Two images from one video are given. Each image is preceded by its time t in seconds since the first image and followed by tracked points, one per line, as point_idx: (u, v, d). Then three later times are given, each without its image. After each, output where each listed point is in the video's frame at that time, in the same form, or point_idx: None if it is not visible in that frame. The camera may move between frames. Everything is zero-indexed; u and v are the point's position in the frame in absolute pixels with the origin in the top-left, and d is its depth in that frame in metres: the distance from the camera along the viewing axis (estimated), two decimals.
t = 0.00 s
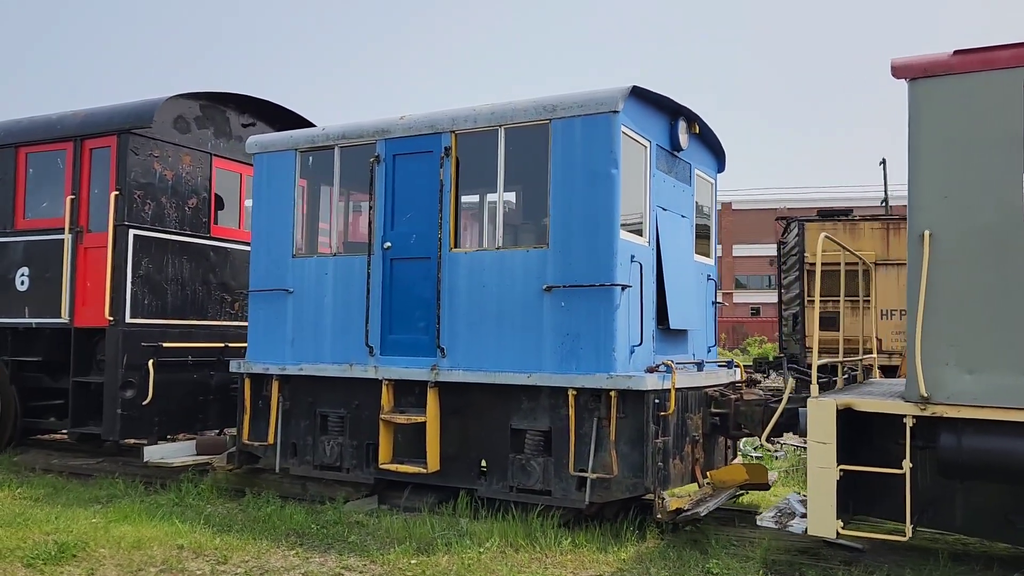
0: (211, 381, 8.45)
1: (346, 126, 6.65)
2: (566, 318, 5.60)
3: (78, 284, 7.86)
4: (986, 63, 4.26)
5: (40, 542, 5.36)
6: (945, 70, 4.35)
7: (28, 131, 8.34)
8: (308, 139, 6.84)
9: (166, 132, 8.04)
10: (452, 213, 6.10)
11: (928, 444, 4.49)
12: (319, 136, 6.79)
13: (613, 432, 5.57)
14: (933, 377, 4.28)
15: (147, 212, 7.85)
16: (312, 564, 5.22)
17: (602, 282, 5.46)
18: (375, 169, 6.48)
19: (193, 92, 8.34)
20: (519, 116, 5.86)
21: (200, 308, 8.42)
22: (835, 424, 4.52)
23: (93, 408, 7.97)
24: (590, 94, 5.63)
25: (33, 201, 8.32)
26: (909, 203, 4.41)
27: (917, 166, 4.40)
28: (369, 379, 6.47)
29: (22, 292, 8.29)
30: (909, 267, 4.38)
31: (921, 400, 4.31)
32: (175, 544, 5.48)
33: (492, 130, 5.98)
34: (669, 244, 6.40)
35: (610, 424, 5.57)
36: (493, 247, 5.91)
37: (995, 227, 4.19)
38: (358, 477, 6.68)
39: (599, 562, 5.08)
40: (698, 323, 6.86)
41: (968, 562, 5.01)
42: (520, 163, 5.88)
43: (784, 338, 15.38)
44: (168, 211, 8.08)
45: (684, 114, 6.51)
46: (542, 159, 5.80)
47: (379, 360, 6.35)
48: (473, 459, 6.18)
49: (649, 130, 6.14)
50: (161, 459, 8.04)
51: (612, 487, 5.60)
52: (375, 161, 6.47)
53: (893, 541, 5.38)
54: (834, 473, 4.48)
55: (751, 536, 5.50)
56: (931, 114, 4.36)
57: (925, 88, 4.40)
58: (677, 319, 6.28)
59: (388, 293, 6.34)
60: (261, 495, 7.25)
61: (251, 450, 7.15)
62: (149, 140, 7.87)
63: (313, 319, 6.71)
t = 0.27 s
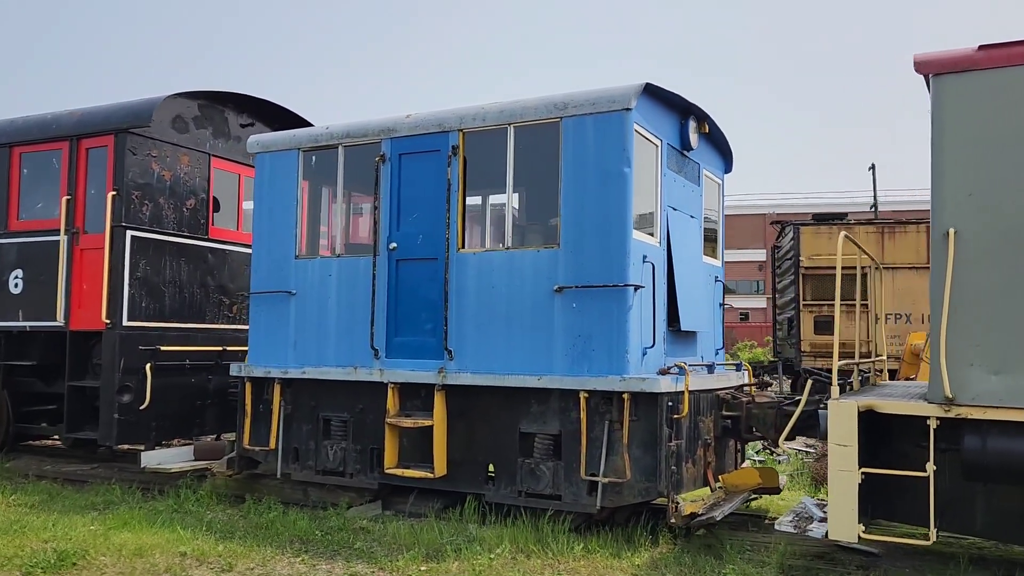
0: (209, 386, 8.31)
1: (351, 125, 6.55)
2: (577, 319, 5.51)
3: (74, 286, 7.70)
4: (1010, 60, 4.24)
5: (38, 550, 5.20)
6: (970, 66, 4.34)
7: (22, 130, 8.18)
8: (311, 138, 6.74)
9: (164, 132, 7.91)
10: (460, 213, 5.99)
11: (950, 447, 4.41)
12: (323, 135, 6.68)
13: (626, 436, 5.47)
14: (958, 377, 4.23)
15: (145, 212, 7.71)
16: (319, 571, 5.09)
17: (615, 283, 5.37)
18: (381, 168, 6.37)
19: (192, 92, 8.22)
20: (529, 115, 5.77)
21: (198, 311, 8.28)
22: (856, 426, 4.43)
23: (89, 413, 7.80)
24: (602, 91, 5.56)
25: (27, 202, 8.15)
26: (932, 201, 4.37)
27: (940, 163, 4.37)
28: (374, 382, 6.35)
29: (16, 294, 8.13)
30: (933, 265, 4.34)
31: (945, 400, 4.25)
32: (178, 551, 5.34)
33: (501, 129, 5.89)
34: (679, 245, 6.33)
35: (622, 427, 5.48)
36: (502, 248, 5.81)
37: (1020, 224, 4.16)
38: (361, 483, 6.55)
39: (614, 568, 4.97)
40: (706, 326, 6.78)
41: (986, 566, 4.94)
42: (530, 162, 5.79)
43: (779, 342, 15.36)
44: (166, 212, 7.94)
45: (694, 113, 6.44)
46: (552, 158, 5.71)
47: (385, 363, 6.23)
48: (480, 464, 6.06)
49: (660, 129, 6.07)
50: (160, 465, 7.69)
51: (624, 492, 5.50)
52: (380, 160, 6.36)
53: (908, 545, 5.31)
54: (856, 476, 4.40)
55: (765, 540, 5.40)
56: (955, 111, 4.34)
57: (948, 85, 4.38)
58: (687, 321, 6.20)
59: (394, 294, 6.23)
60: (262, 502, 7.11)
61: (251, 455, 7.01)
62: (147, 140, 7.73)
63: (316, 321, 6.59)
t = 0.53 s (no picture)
0: (205, 389, 8.14)
1: (354, 122, 6.38)
2: (590, 321, 5.37)
3: (67, 287, 7.50)
4: None
5: (34, 562, 5.03)
6: (996, 63, 4.22)
7: (12, 127, 7.96)
8: (313, 136, 6.56)
9: (159, 129, 7.72)
10: (467, 213, 5.84)
11: (978, 453, 4.31)
12: (325, 132, 6.51)
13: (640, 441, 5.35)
14: (988, 382, 4.13)
15: (140, 212, 7.51)
16: None
17: (629, 284, 5.24)
18: (385, 167, 6.21)
19: (187, 88, 8.02)
20: (539, 112, 5.62)
21: (194, 313, 8.10)
22: (882, 432, 4.33)
23: (82, 418, 7.60)
24: (615, 88, 5.42)
25: (18, 201, 7.94)
26: (959, 202, 4.26)
27: (967, 162, 4.25)
28: (379, 386, 6.20)
29: (6, 296, 7.92)
30: (960, 268, 4.23)
31: (974, 406, 4.15)
32: (179, 562, 5.18)
33: (510, 127, 5.74)
34: (691, 245, 6.21)
35: (636, 432, 5.36)
36: (512, 248, 5.67)
37: None
38: (365, 489, 6.40)
39: None
40: (716, 327, 6.67)
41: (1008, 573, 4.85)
42: (540, 161, 5.64)
43: (773, 342, 15.34)
44: (161, 211, 7.75)
45: (705, 111, 6.30)
46: (564, 157, 5.56)
47: (390, 366, 6.08)
48: (489, 470, 5.92)
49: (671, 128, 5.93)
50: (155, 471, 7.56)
51: (638, 498, 5.37)
52: (384, 159, 6.20)
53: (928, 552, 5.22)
54: (882, 483, 4.29)
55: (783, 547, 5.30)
56: (982, 109, 4.22)
57: (974, 82, 4.26)
58: (699, 323, 6.08)
59: (399, 296, 6.07)
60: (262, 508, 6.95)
61: (251, 461, 6.84)
62: (141, 137, 7.53)
63: (318, 323, 6.42)
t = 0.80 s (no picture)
0: (200, 393, 7.99)
1: (358, 121, 6.26)
2: (602, 324, 5.28)
3: (59, 289, 7.31)
4: None
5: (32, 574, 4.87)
6: (1020, 63, 4.16)
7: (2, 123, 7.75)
8: (315, 134, 6.43)
9: (154, 127, 7.55)
10: (475, 213, 5.74)
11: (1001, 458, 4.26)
12: (328, 131, 6.38)
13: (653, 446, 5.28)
14: (1013, 386, 4.08)
15: (134, 212, 7.34)
16: None
17: (642, 287, 5.15)
18: (390, 166, 6.09)
19: (183, 85, 7.86)
20: (550, 111, 5.52)
21: (189, 315, 7.94)
22: (905, 436, 4.26)
23: (75, 423, 7.42)
24: (628, 87, 5.33)
25: (7, 200, 7.73)
26: (983, 203, 4.20)
27: (992, 163, 4.19)
28: (383, 389, 6.07)
29: None
30: (985, 269, 4.17)
31: (999, 410, 4.10)
32: (182, 572, 5.04)
33: (520, 126, 5.64)
34: (700, 246, 6.14)
35: (648, 437, 5.28)
36: (521, 249, 5.57)
37: None
38: (369, 495, 6.28)
39: None
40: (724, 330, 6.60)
41: None
42: (550, 161, 5.55)
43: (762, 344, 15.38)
44: (157, 211, 7.58)
45: (714, 111, 6.22)
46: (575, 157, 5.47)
47: (395, 370, 5.96)
48: (496, 475, 5.82)
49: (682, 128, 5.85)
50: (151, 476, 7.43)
51: (651, 504, 5.30)
52: (389, 158, 6.07)
53: (941, 556, 5.18)
54: (905, 488, 4.22)
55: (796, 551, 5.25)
56: (1007, 109, 4.16)
57: (998, 82, 4.20)
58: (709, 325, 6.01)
59: (404, 298, 5.95)
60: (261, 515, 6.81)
61: (250, 466, 6.71)
62: (136, 135, 7.36)
63: (321, 326, 6.29)
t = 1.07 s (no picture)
0: (197, 399, 7.84)
1: (363, 121, 6.17)
2: (616, 326, 5.22)
3: (53, 293, 7.14)
4: None
5: None
6: None
7: None
8: (319, 135, 6.33)
9: (150, 128, 7.40)
10: (485, 215, 5.66)
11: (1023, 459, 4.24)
12: (333, 132, 6.28)
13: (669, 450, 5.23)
14: None
15: (131, 214, 7.19)
16: None
17: (657, 288, 5.10)
18: (397, 167, 6.00)
19: (180, 85, 7.73)
20: (561, 111, 5.47)
21: (186, 320, 7.79)
22: (928, 438, 4.23)
23: (68, 430, 7.24)
24: (641, 87, 5.29)
25: None
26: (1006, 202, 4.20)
27: (1014, 163, 4.19)
28: (390, 394, 5.97)
29: None
30: (1007, 269, 4.17)
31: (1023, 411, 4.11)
32: None
33: (530, 126, 5.57)
34: (710, 248, 6.10)
35: (662, 440, 5.24)
36: (532, 251, 5.50)
37: None
38: (374, 502, 6.17)
39: None
40: (732, 332, 6.57)
41: None
42: (562, 162, 5.49)
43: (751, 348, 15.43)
44: (153, 213, 7.43)
45: (723, 113, 6.18)
46: (587, 158, 5.41)
47: (402, 374, 5.86)
48: (506, 480, 5.74)
49: (693, 129, 5.80)
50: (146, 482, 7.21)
51: (665, 508, 5.24)
52: (396, 159, 5.99)
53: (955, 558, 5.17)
54: (928, 491, 4.19)
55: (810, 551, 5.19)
56: None
57: (1019, 82, 4.20)
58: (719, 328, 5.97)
59: (412, 301, 5.86)
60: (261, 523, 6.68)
61: (251, 473, 6.57)
62: (133, 136, 7.22)
63: (325, 330, 6.18)
